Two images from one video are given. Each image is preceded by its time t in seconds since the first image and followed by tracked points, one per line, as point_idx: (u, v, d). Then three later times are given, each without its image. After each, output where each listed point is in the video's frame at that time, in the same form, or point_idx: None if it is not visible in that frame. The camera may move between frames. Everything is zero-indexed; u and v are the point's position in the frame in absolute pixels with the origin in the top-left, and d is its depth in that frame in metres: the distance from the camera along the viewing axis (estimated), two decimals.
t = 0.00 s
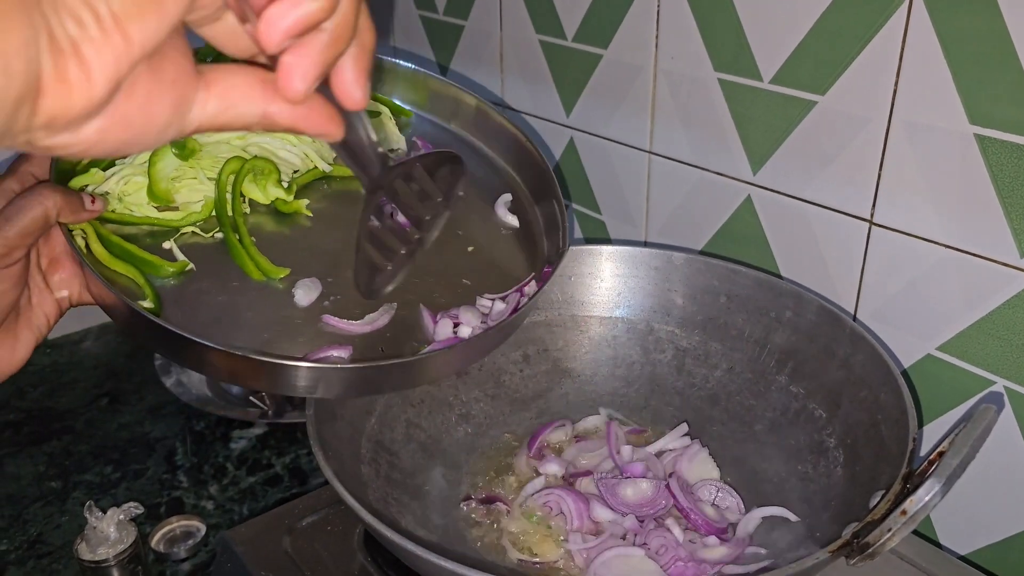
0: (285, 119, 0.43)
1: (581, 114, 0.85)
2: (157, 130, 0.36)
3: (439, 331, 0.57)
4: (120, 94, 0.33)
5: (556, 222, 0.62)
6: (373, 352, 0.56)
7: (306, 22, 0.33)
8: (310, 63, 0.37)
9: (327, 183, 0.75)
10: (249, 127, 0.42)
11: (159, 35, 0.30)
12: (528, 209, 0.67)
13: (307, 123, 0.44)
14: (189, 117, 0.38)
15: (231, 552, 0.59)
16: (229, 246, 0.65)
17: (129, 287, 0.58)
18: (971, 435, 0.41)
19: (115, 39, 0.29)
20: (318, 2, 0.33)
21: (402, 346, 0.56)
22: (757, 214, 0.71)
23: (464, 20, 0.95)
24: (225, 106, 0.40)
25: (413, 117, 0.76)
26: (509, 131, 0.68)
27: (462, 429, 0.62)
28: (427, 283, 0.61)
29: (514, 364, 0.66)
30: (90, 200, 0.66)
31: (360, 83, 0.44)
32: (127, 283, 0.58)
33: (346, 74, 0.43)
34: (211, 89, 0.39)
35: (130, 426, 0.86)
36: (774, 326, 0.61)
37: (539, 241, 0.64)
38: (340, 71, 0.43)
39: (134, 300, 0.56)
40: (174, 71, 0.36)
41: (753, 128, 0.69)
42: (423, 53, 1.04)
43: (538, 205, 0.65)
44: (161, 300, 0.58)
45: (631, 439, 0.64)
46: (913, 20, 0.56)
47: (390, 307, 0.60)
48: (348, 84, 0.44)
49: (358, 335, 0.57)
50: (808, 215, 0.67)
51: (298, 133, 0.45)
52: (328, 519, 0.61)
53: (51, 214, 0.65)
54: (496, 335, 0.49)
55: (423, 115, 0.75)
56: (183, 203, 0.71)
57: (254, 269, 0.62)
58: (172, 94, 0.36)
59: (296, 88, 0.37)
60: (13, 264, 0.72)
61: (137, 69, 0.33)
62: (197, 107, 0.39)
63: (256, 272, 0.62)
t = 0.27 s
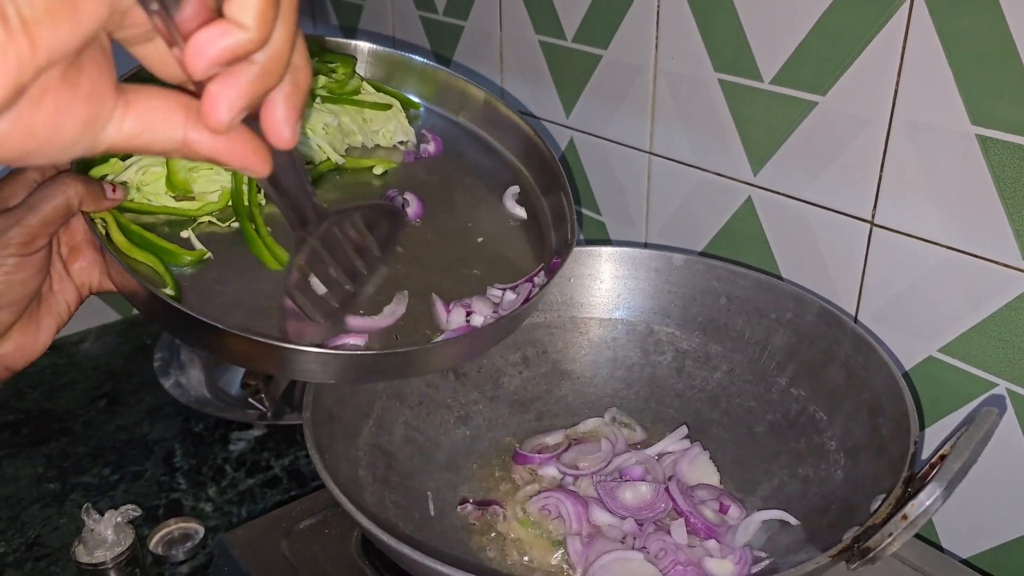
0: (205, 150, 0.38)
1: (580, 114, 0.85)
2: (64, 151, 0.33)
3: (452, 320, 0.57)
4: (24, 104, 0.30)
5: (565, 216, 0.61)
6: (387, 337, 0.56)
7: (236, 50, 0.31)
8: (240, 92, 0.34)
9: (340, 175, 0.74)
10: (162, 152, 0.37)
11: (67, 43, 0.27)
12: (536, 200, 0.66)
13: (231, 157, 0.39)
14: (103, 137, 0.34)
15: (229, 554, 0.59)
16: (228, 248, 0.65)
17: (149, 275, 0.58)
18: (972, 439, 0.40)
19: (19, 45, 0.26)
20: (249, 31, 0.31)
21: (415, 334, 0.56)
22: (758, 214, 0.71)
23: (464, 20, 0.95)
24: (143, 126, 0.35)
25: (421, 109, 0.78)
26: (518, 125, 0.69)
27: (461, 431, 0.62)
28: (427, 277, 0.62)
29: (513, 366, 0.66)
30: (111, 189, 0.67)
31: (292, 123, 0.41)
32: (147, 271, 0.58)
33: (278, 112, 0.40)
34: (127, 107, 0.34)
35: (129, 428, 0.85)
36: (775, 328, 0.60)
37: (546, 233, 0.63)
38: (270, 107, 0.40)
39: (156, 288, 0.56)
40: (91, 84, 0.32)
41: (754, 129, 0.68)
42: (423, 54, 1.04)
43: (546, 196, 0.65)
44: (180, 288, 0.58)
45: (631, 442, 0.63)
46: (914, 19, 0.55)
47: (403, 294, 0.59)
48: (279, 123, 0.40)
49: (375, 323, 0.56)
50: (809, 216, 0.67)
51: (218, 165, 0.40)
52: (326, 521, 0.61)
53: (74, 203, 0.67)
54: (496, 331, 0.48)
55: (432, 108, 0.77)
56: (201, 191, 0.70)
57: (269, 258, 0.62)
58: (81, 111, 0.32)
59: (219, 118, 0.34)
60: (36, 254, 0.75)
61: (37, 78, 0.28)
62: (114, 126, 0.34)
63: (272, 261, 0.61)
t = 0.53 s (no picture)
0: (324, 174, 0.43)
1: (580, 116, 0.85)
2: (219, 212, 0.39)
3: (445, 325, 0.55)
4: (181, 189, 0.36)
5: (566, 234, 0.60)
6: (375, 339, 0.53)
7: (313, 61, 0.39)
8: (326, 104, 0.41)
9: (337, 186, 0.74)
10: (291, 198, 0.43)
11: (196, 112, 0.34)
12: (539, 216, 0.66)
13: (344, 171, 0.45)
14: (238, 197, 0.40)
15: (227, 558, 0.59)
16: (225, 251, 0.65)
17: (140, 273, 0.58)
18: (972, 443, 0.40)
19: (165, 126, 0.33)
20: (317, 40, 0.39)
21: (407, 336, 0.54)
22: (758, 216, 0.71)
23: (464, 23, 0.95)
24: (267, 180, 0.41)
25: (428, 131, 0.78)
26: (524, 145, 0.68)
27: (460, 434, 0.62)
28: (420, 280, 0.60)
29: (512, 368, 0.66)
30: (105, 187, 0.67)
31: (366, 123, 0.48)
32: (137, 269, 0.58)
33: (354, 123, 0.47)
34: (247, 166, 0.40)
35: (128, 430, 0.85)
36: (775, 331, 0.60)
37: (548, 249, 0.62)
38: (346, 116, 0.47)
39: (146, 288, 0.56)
40: (215, 153, 0.38)
41: (754, 131, 0.68)
42: (423, 56, 1.04)
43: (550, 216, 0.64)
44: (170, 286, 0.59)
45: (631, 445, 0.64)
46: (914, 21, 0.55)
47: (394, 302, 0.58)
48: (356, 130, 0.48)
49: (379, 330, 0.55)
50: (809, 218, 0.67)
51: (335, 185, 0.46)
52: (325, 525, 0.61)
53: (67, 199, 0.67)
54: (491, 330, 0.47)
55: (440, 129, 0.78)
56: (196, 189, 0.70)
57: (262, 263, 0.62)
58: (219, 175, 0.38)
59: (319, 134, 0.42)
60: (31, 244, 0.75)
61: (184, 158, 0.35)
62: (243, 185, 0.40)
63: (265, 266, 0.62)
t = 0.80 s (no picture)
0: (393, 176, 0.42)
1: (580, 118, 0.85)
2: (307, 251, 0.38)
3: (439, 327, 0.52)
4: (274, 239, 0.35)
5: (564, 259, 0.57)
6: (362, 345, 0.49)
7: (358, 79, 0.38)
8: (376, 113, 0.39)
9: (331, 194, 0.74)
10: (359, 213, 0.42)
11: (272, 158, 0.33)
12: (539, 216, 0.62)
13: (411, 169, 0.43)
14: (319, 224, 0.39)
15: (225, 561, 0.59)
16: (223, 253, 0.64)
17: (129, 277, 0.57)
18: (971, 446, 0.40)
19: (250, 180, 0.32)
20: (358, 55, 0.38)
21: (397, 339, 0.50)
22: (757, 218, 0.71)
23: (463, 24, 0.95)
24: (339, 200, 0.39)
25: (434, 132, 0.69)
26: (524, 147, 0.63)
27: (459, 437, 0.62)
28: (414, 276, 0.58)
29: (511, 371, 0.65)
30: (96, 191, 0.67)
31: (415, 112, 0.46)
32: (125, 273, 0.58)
33: (405, 118, 0.46)
34: (318, 188, 0.38)
35: (128, 433, 0.85)
36: (774, 332, 0.60)
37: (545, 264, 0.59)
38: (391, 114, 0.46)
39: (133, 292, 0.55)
40: (291, 189, 0.37)
41: (752, 132, 0.68)
42: (423, 57, 1.04)
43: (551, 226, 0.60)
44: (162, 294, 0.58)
45: (631, 447, 0.64)
46: (913, 22, 0.55)
47: (382, 309, 0.54)
48: (408, 124, 0.46)
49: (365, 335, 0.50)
50: (808, 219, 0.67)
51: (403, 184, 0.44)
52: (324, 528, 0.61)
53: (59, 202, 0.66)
54: (497, 328, 0.48)
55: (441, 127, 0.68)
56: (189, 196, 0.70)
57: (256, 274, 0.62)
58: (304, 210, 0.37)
59: (377, 143, 0.39)
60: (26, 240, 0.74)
61: (272, 206, 0.35)
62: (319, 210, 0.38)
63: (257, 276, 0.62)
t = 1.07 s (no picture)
0: (371, 148, 0.44)
1: (581, 118, 0.84)
2: (262, 206, 0.40)
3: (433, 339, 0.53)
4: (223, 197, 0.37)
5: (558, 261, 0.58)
6: (358, 359, 0.51)
7: (363, 58, 0.38)
8: (377, 87, 0.40)
9: (330, 198, 0.74)
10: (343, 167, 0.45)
11: (239, 128, 0.35)
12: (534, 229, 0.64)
13: (394, 143, 0.46)
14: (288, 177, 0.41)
15: (225, 564, 0.58)
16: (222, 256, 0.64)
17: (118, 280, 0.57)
18: (977, 449, 0.39)
19: (207, 147, 0.34)
20: (367, 37, 0.37)
21: (391, 354, 0.52)
22: (760, 218, 0.70)
23: (464, 24, 0.94)
24: (313, 157, 0.43)
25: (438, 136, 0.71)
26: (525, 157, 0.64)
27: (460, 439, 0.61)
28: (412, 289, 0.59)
29: (513, 373, 0.65)
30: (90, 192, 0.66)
31: (427, 83, 0.46)
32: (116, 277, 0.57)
33: (415, 84, 0.46)
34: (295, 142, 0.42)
35: (128, 435, 0.85)
36: (777, 334, 0.60)
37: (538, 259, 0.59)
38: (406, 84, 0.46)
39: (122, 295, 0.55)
40: (259, 140, 0.39)
41: (754, 132, 0.68)
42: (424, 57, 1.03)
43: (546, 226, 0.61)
44: (153, 300, 0.57)
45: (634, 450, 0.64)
46: (917, 22, 0.55)
47: (378, 319, 0.56)
48: (415, 88, 0.46)
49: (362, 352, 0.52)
50: (811, 220, 0.66)
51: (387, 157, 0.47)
52: (325, 531, 0.60)
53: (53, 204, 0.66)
54: (490, 345, 0.48)
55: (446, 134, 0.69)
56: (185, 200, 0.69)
57: (249, 278, 0.61)
58: (262, 167, 0.39)
59: (371, 116, 0.40)
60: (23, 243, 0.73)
61: (231, 166, 0.37)
62: (290, 163, 0.42)
63: (250, 279, 0.61)
